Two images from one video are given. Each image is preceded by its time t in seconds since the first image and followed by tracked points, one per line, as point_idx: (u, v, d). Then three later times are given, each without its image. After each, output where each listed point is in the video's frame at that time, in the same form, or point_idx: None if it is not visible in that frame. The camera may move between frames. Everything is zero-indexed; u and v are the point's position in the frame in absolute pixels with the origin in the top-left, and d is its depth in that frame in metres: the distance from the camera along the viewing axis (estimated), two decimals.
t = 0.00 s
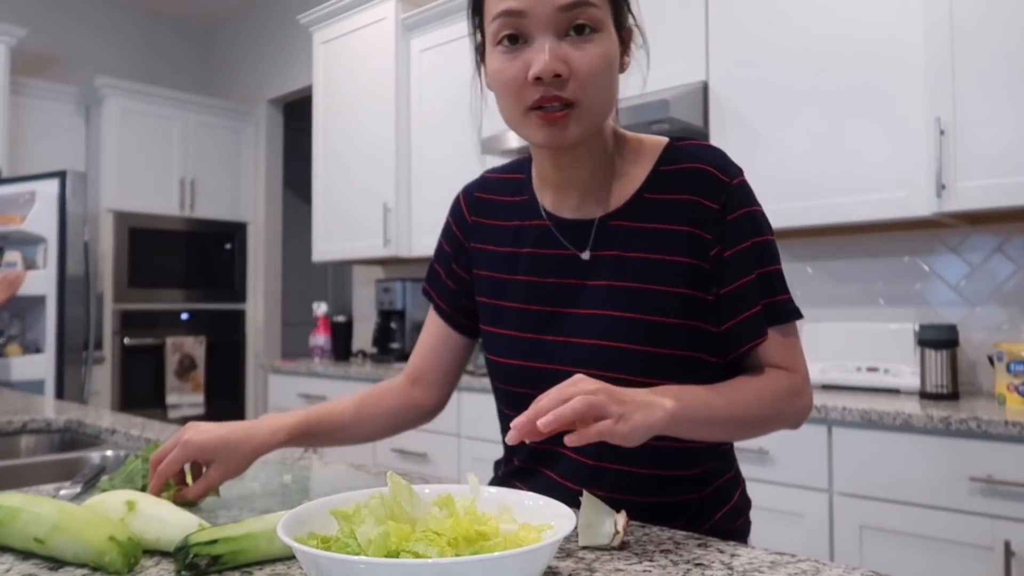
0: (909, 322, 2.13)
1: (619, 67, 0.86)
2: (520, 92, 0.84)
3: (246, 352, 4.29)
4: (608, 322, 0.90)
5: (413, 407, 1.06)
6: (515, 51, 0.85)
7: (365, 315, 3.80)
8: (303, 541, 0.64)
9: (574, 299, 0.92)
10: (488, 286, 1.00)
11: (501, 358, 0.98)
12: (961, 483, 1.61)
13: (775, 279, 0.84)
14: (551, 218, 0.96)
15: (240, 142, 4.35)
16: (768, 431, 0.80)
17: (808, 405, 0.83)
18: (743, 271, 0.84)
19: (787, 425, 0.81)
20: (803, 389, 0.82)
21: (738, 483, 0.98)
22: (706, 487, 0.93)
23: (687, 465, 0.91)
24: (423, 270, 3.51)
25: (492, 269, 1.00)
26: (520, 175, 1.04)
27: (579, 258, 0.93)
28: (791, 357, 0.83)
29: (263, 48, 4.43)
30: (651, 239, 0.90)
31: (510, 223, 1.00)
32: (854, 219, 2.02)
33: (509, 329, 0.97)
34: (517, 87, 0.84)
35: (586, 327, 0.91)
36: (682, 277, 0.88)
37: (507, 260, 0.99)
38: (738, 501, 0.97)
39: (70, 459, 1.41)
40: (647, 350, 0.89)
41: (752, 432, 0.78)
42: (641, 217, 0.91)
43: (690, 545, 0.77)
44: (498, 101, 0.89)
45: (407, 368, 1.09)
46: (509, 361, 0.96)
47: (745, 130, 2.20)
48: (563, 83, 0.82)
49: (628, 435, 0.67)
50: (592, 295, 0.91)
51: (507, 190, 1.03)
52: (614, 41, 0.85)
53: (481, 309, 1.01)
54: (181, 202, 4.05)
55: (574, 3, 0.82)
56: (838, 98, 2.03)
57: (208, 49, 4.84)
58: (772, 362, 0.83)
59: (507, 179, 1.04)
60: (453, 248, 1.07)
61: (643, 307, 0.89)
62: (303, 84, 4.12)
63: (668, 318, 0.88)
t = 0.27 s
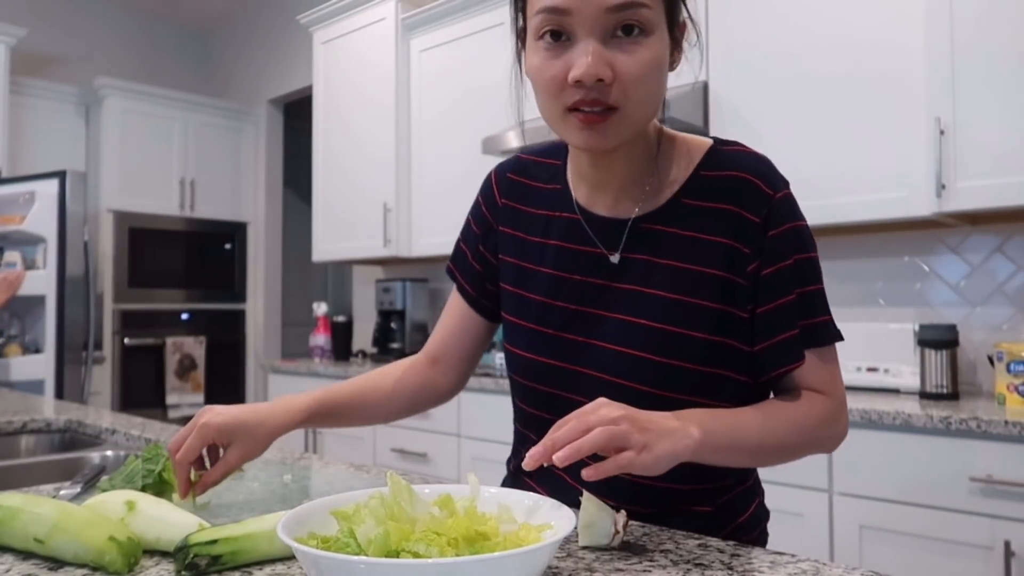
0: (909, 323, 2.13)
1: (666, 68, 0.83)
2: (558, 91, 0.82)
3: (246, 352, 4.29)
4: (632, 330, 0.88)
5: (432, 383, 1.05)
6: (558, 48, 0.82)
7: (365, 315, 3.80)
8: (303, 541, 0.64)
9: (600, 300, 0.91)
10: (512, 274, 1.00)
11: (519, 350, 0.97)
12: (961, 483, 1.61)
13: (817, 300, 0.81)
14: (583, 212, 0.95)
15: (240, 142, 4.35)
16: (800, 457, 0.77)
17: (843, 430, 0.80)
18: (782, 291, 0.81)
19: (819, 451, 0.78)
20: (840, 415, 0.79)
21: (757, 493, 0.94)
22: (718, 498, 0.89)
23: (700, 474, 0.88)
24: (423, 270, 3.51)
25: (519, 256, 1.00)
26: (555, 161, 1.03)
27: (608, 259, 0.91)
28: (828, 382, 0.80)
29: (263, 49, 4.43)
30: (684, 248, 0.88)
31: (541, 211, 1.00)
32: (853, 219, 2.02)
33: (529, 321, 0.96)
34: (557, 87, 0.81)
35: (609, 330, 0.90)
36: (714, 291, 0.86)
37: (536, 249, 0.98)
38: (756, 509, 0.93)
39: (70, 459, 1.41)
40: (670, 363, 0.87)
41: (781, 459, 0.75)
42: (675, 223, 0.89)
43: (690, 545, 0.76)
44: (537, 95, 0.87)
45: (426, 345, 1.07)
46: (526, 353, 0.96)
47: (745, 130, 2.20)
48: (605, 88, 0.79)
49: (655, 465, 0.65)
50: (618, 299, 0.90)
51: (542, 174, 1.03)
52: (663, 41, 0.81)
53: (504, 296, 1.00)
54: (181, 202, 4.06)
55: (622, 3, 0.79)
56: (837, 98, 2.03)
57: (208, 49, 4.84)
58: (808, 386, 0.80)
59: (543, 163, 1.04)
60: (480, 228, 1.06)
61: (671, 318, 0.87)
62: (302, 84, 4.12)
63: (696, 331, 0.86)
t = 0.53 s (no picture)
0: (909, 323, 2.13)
1: (676, 80, 0.80)
2: (562, 103, 0.82)
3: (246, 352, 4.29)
4: (653, 335, 0.88)
5: (443, 367, 1.07)
6: (563, 59, 0.81)
7: (365, 315, 3.79)
8: (303, 541, 0.63)
9: (620, 302, 0.91)
10: (532, 269, 1.00)
11: (536, 347, 0.97)
12: (961, 483, 1.61)
13: (848, 312, 0.80)
14: (605, 210, 0.95)
15: (241, 142, 4.35)
16: (827, 473, 0.76)
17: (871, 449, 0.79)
18: (812, 303, 0.80)
19: (845, 469, 0.77)
20: (868, 432, 0.78)
21: (774, 501, 0.93)
22: (732, 506, 0.89)
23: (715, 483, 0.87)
24: (423, 270, 3.51)
25: (539, 251, 1.00)
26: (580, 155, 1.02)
27: (629, 260, 0.91)
28: (857, 398, 0.80)
29: (263, 49, 4.43)
30: (709, 254, 0.87)
31: (563, 207, 1.00)
32: (852, 219, 2.02)
33: (547, 318, 0.96)
34: (560, 99, 0.82)
35: (628, 334, 0.90)
36: (740, 299, 0.85)
37: (558, 246, 0.98)
38: (772, 517, 0.92)
39: (69, 459, 1.41)
40: (689, 371, 0.87)
41: (805, 477, 0.75)
42: (699, 227, 0.89)
43: (691, 545, 0.76)
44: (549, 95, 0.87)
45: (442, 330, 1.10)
46: (541, 352, 0.97)
47: (745, 130, 2.20)
48: (602, 106, 0.79)
49: (672, 484, 0.64)
50: (639, 302, 0.90)
51: (566, 169, 1.02)
52: (671, 54, 0.79)
53: (523, 291, 1.01)
54: (181, 202, 4.06)
55: (624, 19, 0.76)
56: (837, 98, 2.03)
57: (208, 50, 4.84)
58: (836, 402, 0.79)
59: (568, 156, 1.03)
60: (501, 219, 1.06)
61: (692, 325, 0.87)
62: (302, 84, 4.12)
63: (719, 340, 0.86)
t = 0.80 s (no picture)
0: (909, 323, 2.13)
1: (676, 80, 0.80)
2: (562, 106, 0.82)
3: (246, 352, 4.29)
4: (668, 336, 0.88)
5: (457, 365, 1.02)
6: (561, 62, 0.81)
7: (365, 315, 3.79)
8: (302, 540, 0.64)
9: (635, 303, 0.91)
10: (544, 269, 1.00)
11: (548, 348, 0.97)
12: (961, 483, 1.61)
13: (867, 315, 0.80)
14: (619, 210, 0.95)
15: (240, 142, 4.35)
16: (843, 478, 0.76)
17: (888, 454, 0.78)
18: (829, 307, 0.80)
19: (861, 474, 0.77)
20: (885, 436, 0.78)
21: (788, 504, 0.93)
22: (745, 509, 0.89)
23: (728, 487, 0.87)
24: (423, 270, 3.51)
25: (552, 251, 1.00)
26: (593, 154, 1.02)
27: (642, 260, 0.92)
28: (874, 403, 0.79)
29: (263, 49, 4.43)
30: (727, 255, 0.87)
31: (577, 206, 1.00)
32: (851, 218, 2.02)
33: (560, 318, 0.96)
34: (560, 103, 0.82)
35: (643, 335, 0.90)
36: (757, 301, 0.85)
37: (571, 246, 0.98)
38: (784, 521, 0.92)
39: (69, 458, 1.41)
40: (705, 373, 0.87)
41: (822, 482, 0.74)
42: (714, 228, 0.89)
43: (690, 545, 0.77)
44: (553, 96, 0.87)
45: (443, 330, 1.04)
46: (553, 353, 0.97)
47: (743, 129, 2.20)
48: (600, 110, 0.79)
49: (684, 488, 0.64)
50: (656, 303, 0.90)
51: (580, 168, 1.02)
52: (669, 54, 0.78)
53: (535, 291, 1.01)
54: (181, 202, 4.06)
55: (618, 22, 0.76)
56: (837, 98, 2.03)
57: (208, 49, 4.84)
58: (853, 406, 0.79)
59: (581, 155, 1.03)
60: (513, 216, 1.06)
61: (707, 327, 0.87)
62: (302, 84, 4.12)
63: (735, 342, 0.86)
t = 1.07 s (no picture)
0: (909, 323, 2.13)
1: (674, 76, 0.80)
2: (559, 102, 0.83)
3: (246, 352, 4.29)
4: (676, 334, 0.88)
5: (476, 368, 1.01)
6: (558, 58, 0.81)
7: (365, 315, 3.79)
8: (302, 540, 0.64)
9: (642, 301, 0.91)
10: (551, 268, 1.00)
11: (555, 348, 0.97)
12: (961, 483, 1.61)
13: (877, 312, 0.79)
14: (625, 207, 0.95)
15: (240, 142, 4.35)
16: (855, 479, 0.74)
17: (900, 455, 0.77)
18: (839, 303, 0.80)
19: (872, 476, 0.76)
20: (899, 436, 0.76)
21: (797, 505, 0.93)
22: (754, 511, 0.89)
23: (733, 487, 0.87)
24: (423, 270, 3.51)
25: (559, 250, 1.00)
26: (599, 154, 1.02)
27: (648, 258, 0.92)
28: (884, 403, 0.78)
29: (263, 49, 4.43)
30: (734, 252, 0.87)
31: (582, 205, 1.00)
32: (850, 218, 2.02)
33: (567, 318, 0.96)
34: (556, 99, 0.82)
35: (651, 333, 0.90)
36: (765, 298, 0.85)
37: (578, 245, 0.98)
38: (794, 522, 0.92)
39: (70, 458, 1.41)
40: (713, 371, 0.87)
41: (833, 484, 0.73)
42: (721, 225, 0.88)
43: (690, 545, 0.77)
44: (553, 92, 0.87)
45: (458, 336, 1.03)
46: (559, 352, 0.97)
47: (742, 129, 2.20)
48: (596, 106, 0.79)
49: (690, 491, 0.64)
50: (663, 300, 0.90)
51: (586, 167, 1.02)
52: (664, 49, 0.78)
53: (542, 290, 1.01)
54: (181, 202, 4.06)
55: (610, 19, 0.76)
56: (836, 98, 2.03)
57: (208, 49, 4.84)
58: (863, 406, 0.78)
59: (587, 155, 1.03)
60: (520, 215, 1.06)
61: (715, 324, 0.87)
62: (302, 84, 4.12)
63: (744, 339, 0.86)
